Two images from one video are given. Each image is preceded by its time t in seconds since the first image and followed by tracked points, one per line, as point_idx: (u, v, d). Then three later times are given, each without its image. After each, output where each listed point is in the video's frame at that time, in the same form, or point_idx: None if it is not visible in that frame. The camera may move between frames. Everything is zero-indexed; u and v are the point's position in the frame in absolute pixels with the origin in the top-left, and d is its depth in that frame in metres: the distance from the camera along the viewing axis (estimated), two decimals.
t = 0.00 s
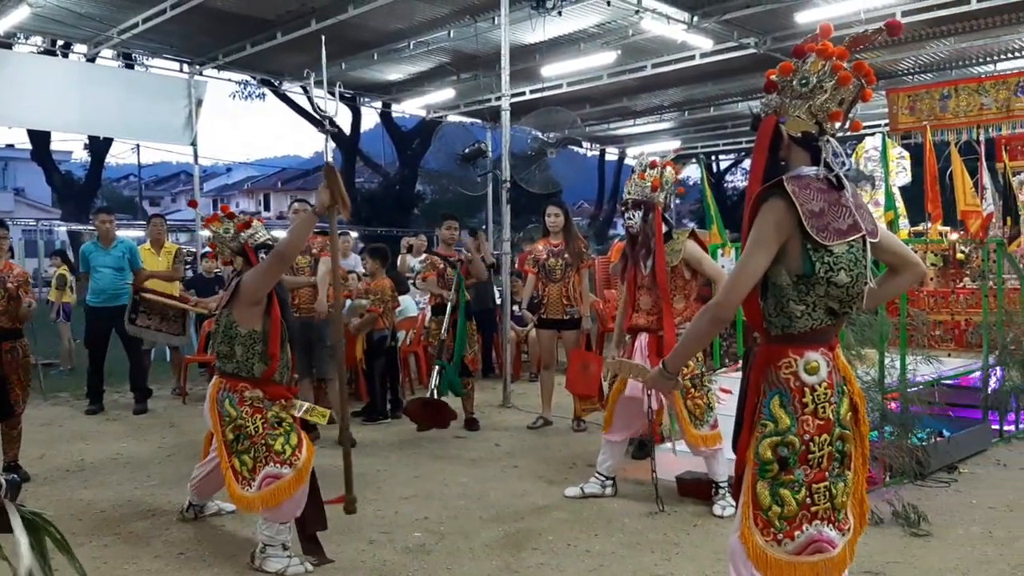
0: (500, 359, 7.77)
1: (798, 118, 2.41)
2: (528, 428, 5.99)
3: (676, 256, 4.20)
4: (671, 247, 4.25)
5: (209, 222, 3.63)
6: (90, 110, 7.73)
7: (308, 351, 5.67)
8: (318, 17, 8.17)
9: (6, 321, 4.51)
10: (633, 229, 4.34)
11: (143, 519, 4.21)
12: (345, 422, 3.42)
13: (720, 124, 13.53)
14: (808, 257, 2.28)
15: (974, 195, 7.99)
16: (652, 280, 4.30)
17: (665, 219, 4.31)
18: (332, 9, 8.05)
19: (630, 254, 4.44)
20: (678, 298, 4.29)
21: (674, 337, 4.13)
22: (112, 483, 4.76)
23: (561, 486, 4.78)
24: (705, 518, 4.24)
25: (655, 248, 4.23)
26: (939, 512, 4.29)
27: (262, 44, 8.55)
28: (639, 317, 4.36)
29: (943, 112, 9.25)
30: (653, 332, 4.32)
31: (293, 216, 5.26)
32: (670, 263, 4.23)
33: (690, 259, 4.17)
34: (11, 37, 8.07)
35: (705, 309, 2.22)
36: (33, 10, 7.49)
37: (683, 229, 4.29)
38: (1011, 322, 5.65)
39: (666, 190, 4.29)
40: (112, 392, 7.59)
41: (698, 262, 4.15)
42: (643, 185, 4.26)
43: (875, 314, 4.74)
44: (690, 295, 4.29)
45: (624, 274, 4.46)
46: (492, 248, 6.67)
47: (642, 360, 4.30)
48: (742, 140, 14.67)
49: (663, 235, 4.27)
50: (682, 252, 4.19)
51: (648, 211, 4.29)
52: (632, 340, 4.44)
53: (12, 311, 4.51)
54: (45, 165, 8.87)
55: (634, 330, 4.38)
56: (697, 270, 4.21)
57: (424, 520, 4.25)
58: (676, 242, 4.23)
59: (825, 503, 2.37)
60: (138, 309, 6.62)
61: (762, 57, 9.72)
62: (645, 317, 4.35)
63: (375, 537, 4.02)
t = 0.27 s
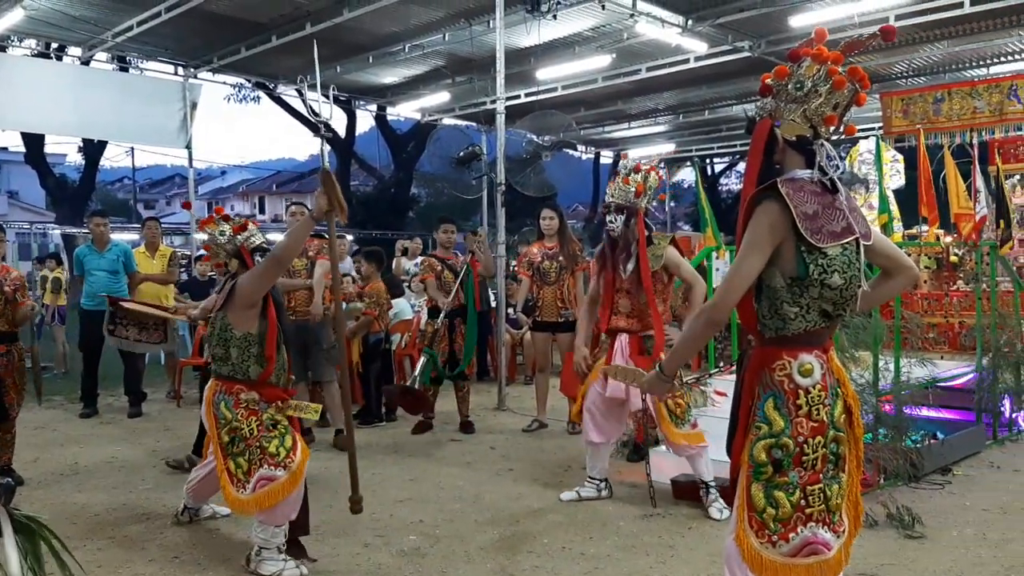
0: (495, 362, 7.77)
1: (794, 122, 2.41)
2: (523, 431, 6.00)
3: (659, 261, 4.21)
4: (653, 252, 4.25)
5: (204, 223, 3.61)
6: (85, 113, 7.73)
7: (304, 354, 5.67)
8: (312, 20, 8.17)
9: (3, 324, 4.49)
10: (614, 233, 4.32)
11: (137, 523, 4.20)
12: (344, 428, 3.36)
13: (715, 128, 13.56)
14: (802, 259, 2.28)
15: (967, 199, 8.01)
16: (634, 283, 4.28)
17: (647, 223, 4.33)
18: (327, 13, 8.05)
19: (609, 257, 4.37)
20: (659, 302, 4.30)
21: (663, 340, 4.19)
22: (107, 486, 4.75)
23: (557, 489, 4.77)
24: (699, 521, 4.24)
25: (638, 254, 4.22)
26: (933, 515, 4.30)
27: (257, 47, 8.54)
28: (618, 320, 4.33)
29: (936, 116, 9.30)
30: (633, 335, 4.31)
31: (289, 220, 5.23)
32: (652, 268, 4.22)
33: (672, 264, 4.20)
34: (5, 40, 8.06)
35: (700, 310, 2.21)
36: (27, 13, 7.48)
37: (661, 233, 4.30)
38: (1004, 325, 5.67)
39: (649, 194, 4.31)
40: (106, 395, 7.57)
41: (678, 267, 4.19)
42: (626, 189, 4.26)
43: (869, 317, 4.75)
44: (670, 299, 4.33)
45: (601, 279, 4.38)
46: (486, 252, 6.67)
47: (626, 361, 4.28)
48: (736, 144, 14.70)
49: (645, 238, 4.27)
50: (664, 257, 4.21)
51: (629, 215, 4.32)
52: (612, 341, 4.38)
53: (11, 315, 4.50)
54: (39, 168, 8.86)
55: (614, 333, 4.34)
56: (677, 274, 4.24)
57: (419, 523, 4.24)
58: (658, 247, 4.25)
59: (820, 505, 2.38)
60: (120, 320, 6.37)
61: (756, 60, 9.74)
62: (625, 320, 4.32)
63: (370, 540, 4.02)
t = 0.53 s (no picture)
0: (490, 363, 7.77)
1: (788, 122, 2.41)
2: (519, 432, 6.00)
3: (658, 259, 4.22)
4: (652, 251, 4.26)
5: (198, 223, 3.62)
6: (79, 114, 7.71)
7: (300, 356, 5.68)
8: (307, 21, 8.17)
9: None
10: (614, 231, 4.34)
11: (131, 524, 4.19)
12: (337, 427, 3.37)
13: (710, 129, 13.58)
14: (796, 258, 2.29)
15: (961, 199, 8.03)
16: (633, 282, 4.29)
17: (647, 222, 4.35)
18: (322, 14, 8.05)
19: (605, 254, 4.43)
20: (656, 301, 4.29)
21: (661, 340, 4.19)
22: (101, 488, 4.74)
23: (552, 490, 4.77)
24: (695, 521, 4.24)
25: (633, 252, 4.24)
26: (928, 515, 4.30)
27: (252, 48, 8.53)
28: (616, 317, 4.34)
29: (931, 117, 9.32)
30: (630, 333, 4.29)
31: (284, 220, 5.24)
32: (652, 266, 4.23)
33: (671, 263, 4.21)
34: None
35: (695, 310, 2.21)
36: (21, 14, 7.47)
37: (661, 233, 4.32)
38: (999, 325, 5.68)
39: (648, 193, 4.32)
40: (100, 397, 7.55)
41: (678, 267, 4.21)
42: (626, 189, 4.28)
43: (863, 318, 4.76)
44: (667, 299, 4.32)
45: (597, 273, 4.45)
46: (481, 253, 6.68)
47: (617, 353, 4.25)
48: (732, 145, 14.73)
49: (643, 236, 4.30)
50: (664, 256, 4.22)
51: (629, 214, 4.33)
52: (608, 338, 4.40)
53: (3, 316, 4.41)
54: (33, 169, 8.84)
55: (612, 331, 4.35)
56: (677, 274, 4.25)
57: (414, 524, 4.24)
58: (658, 247, 4.25)
59: (815, 505, 2.38)
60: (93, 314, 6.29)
61: (751, 61, 9.75)
62: (622, 317, 4.32)
63: (365, 541, 4.01)
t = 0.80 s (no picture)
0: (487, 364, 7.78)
1: (782, 124, 2.41)
2: (515, 433, 6.01)
3: (682, 262, 4.22)
4: (678, 254, 4.26)
5: (192, 222, 3.60)
6: (75, 115, 7.70)
7: (298, 357, 5.67)
8: (304, 22, 8.17)
9: None
10: (638, 233, 4.31)
11: (126, 526, 4.18)
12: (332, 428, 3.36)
13: (706, 130, 13.61)
14: (790, 260, 2.29)
15: (956, 201, 8.05)
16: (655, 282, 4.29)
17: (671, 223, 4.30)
18: (319, 15, 8.05)
19: (635, 257, 4.38)
20: (676, 306, 4.32)
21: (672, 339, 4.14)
22: (95, 490, 4.72)
23: (549, 491, 4.77)
24: (690, 522, 4.25)
25: (658, 253, 4.21)
26: (923, 515, 4.32)
27: (248, 49, 8.53)
28: (633, 316, 4.35)
29: (926, 118, 9.34)
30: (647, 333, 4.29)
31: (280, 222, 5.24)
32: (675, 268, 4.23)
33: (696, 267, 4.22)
34: None
35: (689, 312, 2.21)
36: (17, 15, 7.46)
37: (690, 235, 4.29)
38: (993, 327, 5.70)
39: (671, 194, 4.30)
40: (95, 399, 7.54)
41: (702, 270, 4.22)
42: (648, 190, 4.26)
43: (859, 319, 4.77)
44: (688, 303, 4.33)
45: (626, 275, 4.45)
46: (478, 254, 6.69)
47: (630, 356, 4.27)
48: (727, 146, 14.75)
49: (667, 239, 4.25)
50: (688, 260, 4.22)
51: (653, 215, 4.32)
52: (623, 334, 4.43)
53: None
54: (29, 171, 8.83)
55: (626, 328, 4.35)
56: (699, 279, 4.26)
57: (410, 526, 4.24)
58: (683, 250, 4.24)
59: (809, 506, 2.38)
60: (70, 311, 6.28)
61: (747, 63, 9.76)
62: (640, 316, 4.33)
63: (361, 542, 4.01)
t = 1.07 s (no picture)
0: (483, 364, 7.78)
1: (774, 124, 2.42)
2: (511, 433, 6.01)
3: (687, 263, 4.10)
4: (683, 254, 4.15)
5: (186, 222, 3.59)
6: (70, 115, 7.69)
7: (294, 358, 5.66)
8: (300, 22, 8.16)
9: None
10: (647, 233, 4.29)
11: (120, 527, 4.17)
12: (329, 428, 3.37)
13: (702, 130, 13.62)
14: (786, 260, 2.29)
15: (951, 201, 8.06)
16: (661, 281, 4.23)
17: (681, 223, 4.24)
18: (314, 15, 8.05)
19: (645, 255, 4.36)
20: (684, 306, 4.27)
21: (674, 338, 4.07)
22: (90, 491, 4.71)
23: (545, 491, 4.78)
24: (685, 522, 4.25)
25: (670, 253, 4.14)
26: (918, 515, 4.32)
27: (243, 49, 8.52)
28: (643, 313, 4.32)
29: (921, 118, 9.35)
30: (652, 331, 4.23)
31: (276, 222, 5.23)
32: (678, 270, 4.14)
33: (701, 269, 4.09)
34: None
35: (686, 313, 2.21)
36: (12, 15, 7.45)
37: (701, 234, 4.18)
38: (988, 326, 5.71)
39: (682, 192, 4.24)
40: (90, 399, 7.52)
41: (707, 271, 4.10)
42: (659, 189, 4.18)
43: (854, 318, 4.78)
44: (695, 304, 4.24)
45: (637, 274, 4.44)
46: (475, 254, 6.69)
47: (637, 355, 4.17)
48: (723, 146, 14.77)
49: (677, 240, 4.18)
50: (693, 260, 4.10)
51: (663, 214, 4.25)
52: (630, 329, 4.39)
53: None
54: (24, 171, 8.80)
55: (634, 324, 4.34)
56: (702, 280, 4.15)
57: (406, 526, 4.24)
58: (689, 250, 4.14)
59: (805, 505, 2.38)
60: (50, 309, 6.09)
61: (743, 63, 9.76)
62: (649, 314, 4.30)
63: (356, 542, 4.01)
